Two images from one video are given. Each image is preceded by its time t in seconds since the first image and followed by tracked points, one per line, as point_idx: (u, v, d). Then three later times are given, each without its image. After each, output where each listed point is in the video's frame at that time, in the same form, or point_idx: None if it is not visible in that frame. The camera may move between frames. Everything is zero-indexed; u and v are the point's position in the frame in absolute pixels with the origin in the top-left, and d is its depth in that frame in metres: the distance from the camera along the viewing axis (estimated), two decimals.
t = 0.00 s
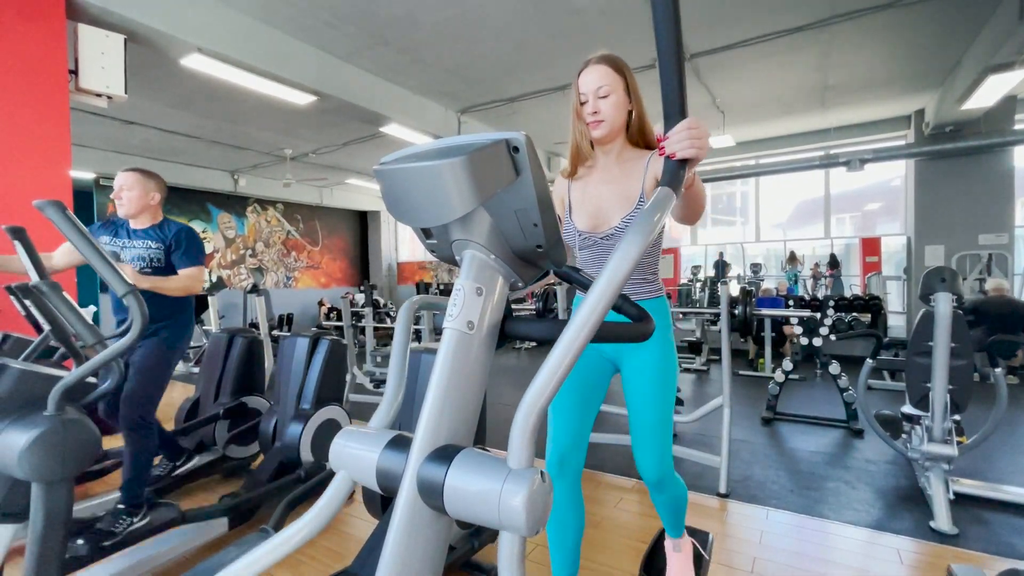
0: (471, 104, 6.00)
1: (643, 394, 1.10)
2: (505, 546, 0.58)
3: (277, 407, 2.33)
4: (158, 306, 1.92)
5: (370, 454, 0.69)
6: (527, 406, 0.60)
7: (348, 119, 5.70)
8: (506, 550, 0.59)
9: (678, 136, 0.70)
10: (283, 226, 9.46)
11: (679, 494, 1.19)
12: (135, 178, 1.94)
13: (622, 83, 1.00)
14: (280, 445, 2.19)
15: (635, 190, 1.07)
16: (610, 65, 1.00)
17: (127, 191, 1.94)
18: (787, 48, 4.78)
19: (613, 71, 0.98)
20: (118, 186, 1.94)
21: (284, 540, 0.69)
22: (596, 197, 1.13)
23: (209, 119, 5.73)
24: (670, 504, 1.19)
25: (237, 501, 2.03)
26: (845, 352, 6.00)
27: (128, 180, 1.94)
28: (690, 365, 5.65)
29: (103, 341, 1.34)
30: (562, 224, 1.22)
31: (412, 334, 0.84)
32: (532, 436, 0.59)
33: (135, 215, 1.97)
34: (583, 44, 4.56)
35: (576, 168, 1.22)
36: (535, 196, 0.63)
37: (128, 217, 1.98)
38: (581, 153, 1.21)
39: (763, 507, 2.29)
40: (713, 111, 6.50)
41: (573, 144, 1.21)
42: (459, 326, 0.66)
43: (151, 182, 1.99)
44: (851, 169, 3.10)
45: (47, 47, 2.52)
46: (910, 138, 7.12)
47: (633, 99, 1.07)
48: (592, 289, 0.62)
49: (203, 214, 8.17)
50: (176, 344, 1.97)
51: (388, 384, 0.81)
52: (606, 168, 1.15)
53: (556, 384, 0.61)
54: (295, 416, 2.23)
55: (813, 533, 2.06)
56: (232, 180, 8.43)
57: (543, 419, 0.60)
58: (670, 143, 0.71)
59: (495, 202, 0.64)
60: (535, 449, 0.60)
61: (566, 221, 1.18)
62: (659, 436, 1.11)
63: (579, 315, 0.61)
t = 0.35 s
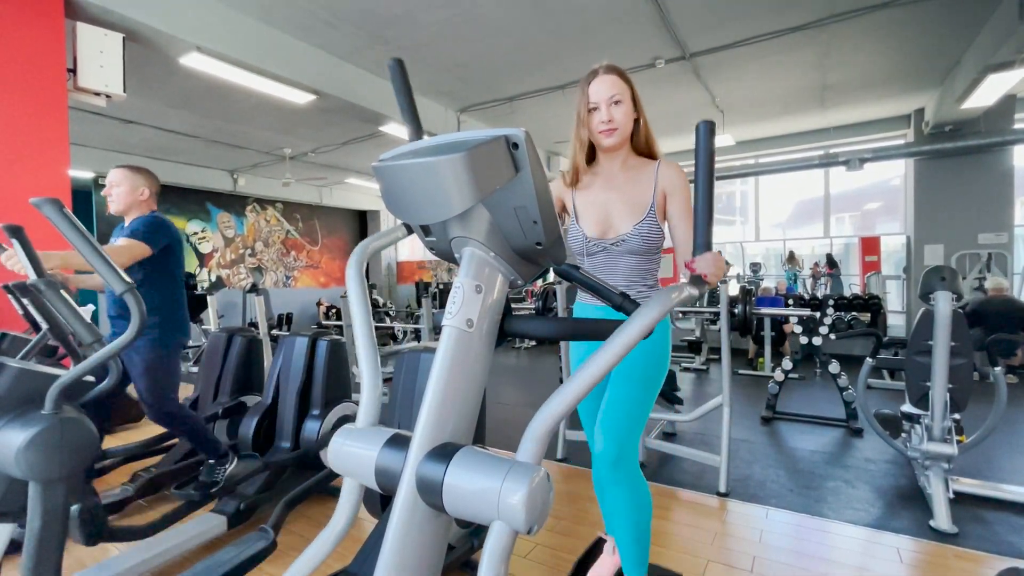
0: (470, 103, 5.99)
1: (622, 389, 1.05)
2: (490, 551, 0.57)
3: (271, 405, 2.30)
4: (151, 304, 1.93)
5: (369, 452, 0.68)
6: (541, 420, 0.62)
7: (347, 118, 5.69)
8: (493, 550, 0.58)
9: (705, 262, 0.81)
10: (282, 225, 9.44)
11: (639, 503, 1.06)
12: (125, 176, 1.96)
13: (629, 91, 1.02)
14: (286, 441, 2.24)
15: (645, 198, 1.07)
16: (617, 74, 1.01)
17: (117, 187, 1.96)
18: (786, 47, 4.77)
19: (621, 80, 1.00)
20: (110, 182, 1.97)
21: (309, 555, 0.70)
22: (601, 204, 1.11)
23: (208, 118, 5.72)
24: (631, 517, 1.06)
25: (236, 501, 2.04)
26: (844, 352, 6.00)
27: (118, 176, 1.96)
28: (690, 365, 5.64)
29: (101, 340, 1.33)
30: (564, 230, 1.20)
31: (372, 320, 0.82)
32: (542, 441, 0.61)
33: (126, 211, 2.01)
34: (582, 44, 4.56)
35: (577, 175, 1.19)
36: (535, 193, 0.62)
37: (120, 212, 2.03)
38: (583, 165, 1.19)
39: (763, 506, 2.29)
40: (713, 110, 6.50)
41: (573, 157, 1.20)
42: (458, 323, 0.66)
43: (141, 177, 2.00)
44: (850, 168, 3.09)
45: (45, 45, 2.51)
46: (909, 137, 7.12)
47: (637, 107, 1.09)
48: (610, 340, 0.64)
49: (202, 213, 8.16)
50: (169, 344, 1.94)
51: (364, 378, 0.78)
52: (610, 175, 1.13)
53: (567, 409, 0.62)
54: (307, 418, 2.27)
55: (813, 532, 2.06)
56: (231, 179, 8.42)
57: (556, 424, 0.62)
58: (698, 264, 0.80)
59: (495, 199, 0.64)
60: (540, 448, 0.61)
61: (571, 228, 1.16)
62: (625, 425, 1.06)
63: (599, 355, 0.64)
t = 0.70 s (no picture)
0: (470, 101, 5.99)
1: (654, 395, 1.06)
2: (495, 548, 0.58)
3: (276, 407, 2.32)
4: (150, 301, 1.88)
5: (368, 450, 0.68)
6: (535, 412, 0.62)
7: (346, 116, 5.68)
8: (497, 548, 0.58)
9: (699, 220, 0.76)
10: (281, 224, 9.43)
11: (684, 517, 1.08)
12: (132, 174, 1.96)
13: (639, 83, 1.01)
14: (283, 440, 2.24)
15: (650, 192, 1.06)
16: (626, 67, 1.02)
17: (124, 187, 1.96)
18: (785, 46, 4.78)
19: (631, 71, 0.99)
20: (116, 182, 1.96)
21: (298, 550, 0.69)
22: (607, 197, 1.13)
23: (206, 116, 5.71)
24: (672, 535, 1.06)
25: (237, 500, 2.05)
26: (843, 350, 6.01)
27: (125, 176, 1.96)
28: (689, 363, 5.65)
29: (99, 338, 1.33)
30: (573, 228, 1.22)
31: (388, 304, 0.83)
32: (539, 437, 0.60)
33: (134, 211, 1.98)
34: (581, 42, 4.56)
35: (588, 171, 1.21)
36: (533, 191, 0.62)
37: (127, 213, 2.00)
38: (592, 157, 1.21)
39: (763, 505, 2.29)
40: (712, 109, 6.50)
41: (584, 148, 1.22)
42: (458, 322, 0.66)
43: (148, 176, 2.00)
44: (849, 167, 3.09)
45: (43, 44, 2.50)
46: (908, 136, 7.13)
47: (647, 99, 1.09)
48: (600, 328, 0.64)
49: (201, 212, 8.14)
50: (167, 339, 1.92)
51: (372, 383, 0.79)
52: (618, 170, 1.14)
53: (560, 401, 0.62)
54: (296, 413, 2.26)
55: (812, 530, 2.05)
56: (230, 178, 8.41)
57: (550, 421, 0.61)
58: (691, 223, 0.76)
59: (494, 196, 0.63)
60: (538, 448, 0.60)
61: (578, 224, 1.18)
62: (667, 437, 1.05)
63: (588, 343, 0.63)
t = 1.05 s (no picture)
0: (468, 99, 5.98)
1: (628, 389, 1.09)
2: (499, 544, 0.58)
3: (269, 400, 2.30)
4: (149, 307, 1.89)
5: (366, 447, 0.68)
6: (524, 397, 0.60)
7: (344, 114, 5.67)
8: (504, 546, 0.58)
9: (678, 137, 0.69)
10: (280, 222, 9.41)
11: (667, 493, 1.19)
12: (122, 175, 1.95)
13: (621, 67, 1.00)
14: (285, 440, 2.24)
15: (631, 173, 1.06)
16: (608, 49, 1.00)
17: (113, 187, 1.96)
18: (784, 44, 4.77)
19: (612, 55, 0.98)
20: (108, 182, 1.97)
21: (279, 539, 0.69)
22: (588, 182, 1.13)
23: (205, 114, 5.69)
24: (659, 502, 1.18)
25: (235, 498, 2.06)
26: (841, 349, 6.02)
27: (115, 176, 1.95)
28: (688, 361, 5.65)
29: (97, 336, 1.33)
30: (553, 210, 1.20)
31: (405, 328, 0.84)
32: (527, 427, 0.59)
33: (123, 209, 2.00)
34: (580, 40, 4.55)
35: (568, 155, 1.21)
36: (532, 189, 0.62)
37: (118, 212, 2.02)
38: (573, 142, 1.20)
39: (761, 502, 2.30)
40: (711, 107, 6.49)
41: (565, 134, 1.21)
42: (456, 319, 0.66)
43: (138, 176, 1.99)
44: (848, 165, 3.09)
45: (40, 41, 2.49)
46: (907, 134, 7.12)
47: (630, 86, 1.08)
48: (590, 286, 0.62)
49: (199, 210, 8.12)
50: (169, 349, 1.89)
51: (381, 384, 0.81)
52: (599, 155, 1.14)
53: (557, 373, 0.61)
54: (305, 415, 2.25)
55: (810, 527, 2.06)
56: (228, 176, 8.39)
57: (540, 412, 0.60)
58: (669, 145, 0.69)
59: (492, 193, 0.63)
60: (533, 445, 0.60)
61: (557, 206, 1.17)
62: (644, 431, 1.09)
63: (582, 305, 0.62)
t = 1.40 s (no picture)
0: (467, 96, 5.97)
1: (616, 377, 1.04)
2: (482, 542, 0.58)
3: (274, 403, 2.31)
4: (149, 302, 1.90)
5: (366, 444, 0.68)
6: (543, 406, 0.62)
7: (343, 111, 5.67)
8: (487, 542, 0.57)
9: (702, 271, 0.80)
10: (279, 220, 9.41)
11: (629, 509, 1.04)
12: (125, 176, 1.95)
13: (620, 61, 1.02)
14: (280, 437, 2.22)
15: (635, 169, 1.05)
16: (608, 44, 1.01)
17: (117, 188, 1.95)
18: (784, 41, 4.76)
19: (613, 49, 0.99)
20: (109, 183, 1.95)
21: (309, 551, 0.69)
22: (589, 176, 1.10)
23: (203, 111, 5.68)
24: (624, 522, 1.03)
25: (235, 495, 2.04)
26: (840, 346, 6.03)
27: (118, 176, 1.95)
28: (687, 359, 5.66)
29: (96, 333, 1.33)
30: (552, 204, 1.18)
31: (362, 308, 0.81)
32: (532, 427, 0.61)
33: (126, 212, 1.98)
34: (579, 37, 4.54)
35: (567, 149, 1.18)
36: (531, 185, 0.62)
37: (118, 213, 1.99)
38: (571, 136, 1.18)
39: (760, 499, 2.30)
40: (710, 104, 6.48)
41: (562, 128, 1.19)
42: (454, 315, 0.66)
43: (142, 179, 2.00)
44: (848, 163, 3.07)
45: (38, 38, 2.49)
46: (907, 132, 7.12)
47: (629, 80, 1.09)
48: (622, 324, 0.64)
49: (198, 208, 8.11)
50: (170, 337, 1.96)
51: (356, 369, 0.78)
52: (599, 149, 1.13)
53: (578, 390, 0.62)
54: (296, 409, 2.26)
55: (809, 524, 2.06)
56: (227, 174, 8.38)
57: (548, 419, 0.62)
58: (695, 272, 0.79)
59: (491, 190, 0.63)
60: (538, 444, 0.61)
61: (557, 201, 1.15)
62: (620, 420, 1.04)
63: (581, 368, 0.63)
